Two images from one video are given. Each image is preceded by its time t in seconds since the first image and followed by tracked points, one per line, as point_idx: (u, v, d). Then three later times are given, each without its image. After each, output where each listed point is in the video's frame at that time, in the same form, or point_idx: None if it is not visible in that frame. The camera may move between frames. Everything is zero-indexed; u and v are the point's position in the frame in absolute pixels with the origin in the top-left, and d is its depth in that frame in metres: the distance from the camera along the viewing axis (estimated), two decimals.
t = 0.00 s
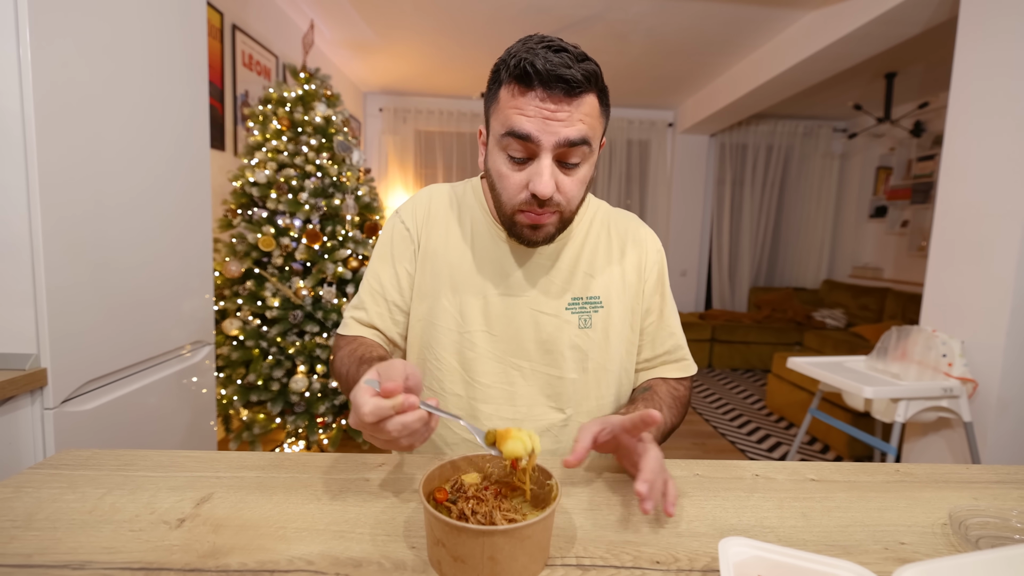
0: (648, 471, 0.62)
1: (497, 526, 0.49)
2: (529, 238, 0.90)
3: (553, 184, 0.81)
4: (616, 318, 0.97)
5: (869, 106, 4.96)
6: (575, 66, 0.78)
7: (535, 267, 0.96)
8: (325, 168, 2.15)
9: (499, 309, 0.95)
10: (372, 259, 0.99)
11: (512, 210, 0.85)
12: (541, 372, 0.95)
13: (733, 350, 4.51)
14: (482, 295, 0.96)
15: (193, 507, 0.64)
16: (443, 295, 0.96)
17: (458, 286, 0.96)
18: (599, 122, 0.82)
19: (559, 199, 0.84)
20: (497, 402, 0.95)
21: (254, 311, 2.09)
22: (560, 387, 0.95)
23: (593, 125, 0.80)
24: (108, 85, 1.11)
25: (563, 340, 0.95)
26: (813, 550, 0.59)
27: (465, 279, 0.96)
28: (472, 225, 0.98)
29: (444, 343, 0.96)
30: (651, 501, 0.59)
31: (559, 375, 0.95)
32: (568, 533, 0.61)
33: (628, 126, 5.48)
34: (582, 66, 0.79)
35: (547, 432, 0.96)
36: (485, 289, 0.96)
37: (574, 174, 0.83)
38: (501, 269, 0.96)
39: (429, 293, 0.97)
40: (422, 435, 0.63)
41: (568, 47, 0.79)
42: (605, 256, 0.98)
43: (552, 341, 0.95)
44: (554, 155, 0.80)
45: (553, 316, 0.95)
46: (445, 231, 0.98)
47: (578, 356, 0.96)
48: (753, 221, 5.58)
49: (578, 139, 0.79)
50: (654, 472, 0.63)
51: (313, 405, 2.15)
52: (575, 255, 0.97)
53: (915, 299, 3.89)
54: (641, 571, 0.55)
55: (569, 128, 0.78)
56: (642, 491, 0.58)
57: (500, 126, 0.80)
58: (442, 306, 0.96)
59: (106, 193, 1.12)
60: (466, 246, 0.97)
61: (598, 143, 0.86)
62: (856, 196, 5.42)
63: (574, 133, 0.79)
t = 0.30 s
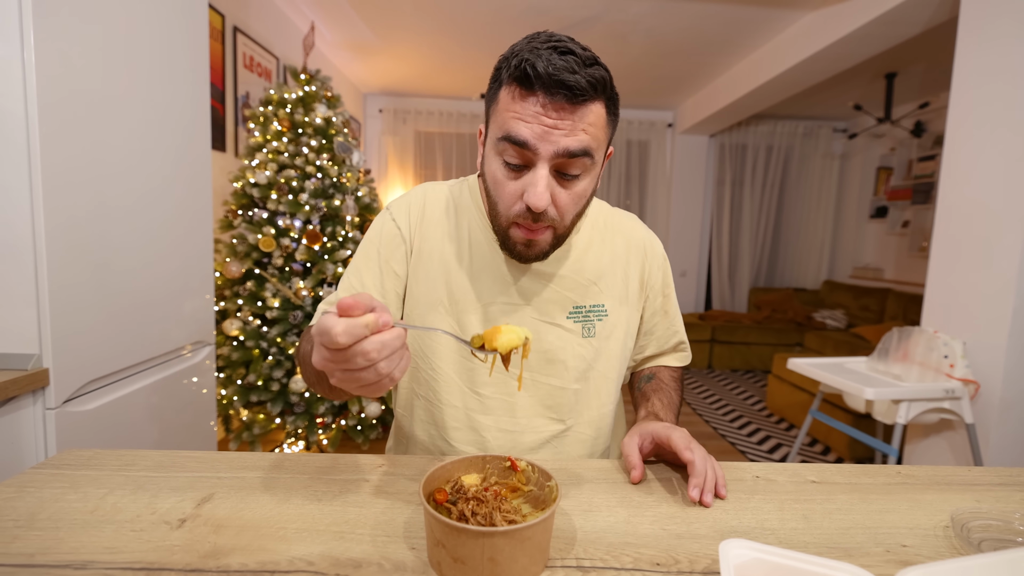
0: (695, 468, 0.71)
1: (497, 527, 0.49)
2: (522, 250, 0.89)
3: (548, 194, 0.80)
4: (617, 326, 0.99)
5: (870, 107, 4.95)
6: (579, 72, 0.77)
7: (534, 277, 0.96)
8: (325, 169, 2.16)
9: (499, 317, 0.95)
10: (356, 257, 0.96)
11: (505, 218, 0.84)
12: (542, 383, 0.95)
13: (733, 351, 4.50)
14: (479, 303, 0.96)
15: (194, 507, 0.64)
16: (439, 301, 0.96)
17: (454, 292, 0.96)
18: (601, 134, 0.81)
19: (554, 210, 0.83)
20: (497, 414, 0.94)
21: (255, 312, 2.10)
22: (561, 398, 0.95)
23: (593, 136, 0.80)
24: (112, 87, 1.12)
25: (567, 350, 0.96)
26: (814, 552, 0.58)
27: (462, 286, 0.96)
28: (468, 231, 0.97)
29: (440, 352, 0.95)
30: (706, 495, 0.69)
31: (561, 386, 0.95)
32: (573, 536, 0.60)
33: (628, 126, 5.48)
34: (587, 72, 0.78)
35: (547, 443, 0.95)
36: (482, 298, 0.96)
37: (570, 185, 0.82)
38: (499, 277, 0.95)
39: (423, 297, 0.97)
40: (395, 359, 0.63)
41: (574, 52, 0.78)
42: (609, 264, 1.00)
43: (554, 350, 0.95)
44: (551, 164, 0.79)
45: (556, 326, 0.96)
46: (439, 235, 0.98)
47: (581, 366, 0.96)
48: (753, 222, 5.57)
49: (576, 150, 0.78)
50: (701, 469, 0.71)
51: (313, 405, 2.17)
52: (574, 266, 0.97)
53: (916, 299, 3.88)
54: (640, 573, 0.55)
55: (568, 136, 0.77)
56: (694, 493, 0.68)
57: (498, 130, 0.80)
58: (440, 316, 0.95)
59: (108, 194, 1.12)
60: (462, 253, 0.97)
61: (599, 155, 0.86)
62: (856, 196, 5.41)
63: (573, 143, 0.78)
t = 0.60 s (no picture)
0: (682, 471, 0.70)
1: (494, 524, 0.49)
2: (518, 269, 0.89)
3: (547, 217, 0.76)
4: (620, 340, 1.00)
5: (870, 108, 4.96)
6: (589, 86, 0.70)
7: (537, 291, 0.94)
8: (324, 167, 2.16)
9: (503, 333, 0.94)
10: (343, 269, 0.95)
11: (502, 235, 0.81)
12: (544, 401, 0.95)
13: (733, 350, 4.51)
14: (480, 318, 0.94)
15: (192, 505, 0.64)
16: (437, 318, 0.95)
17: (453, 307, 0.95)
18: (609, 154, 0.75)
19: (552, 232, 0.80)
20: (497, 431, 0.94)
21: (254, 310, 2.10)
22: (565, 415, 0.96)
23: (600, 158, 0.74)
24: (107, 82, 1.11)
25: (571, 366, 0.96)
26: (810, 549, 0.59)
27: (461, 301, 0.94)
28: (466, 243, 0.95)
29: (441, 370, 0.94)
30: (696, 495, 0.69)
31: (565, 403, 0.95)
32: (573, 533, 0.60)
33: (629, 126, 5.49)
34: (598, 85, 0.71)
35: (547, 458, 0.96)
36: (482, 315, 0.94)
37: (572, 206, 0.77)
38: (501, 292, 0.94)
39: (418, 314, 0.95)
40: (395, 433, 0.59)
41: (584, 60, 0.71)
42: (613, 274, 0.99)
43: (557, 366, 0.95)
44: (551, 185, 0.74)
45: (560, 342, 0.95)
46: (434, 247, 0.96)
47: (585, 381, 0.97)
48: (753, 222, 5.59)
49: (579, 173, 0.73)
50: (688, 472, 0.70)
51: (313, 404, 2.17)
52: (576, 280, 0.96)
53: (914, 300, 3.90)
54: (637, 569, 0.55)
55: (570, 157, 0.72)
56: (682, 498, 0.68)
57: (496, 144, 0.74)
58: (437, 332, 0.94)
59: (104, 190, 1.12)
60: (461, 267, 0.95)
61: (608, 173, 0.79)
62: (856, 197, 5.43)
63: (577, 165, 0.73)
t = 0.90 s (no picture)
0: (682, 473, 0.70)
1: (494, 524, 0.49)
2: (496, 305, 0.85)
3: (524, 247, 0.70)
4: (620, 355, 0.99)
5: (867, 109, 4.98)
6: (564, 101, 0.64)
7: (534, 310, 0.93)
8: (324, 166, 2.15)
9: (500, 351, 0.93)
10: (326, 284, 0.93)
11: (480, 263, 0.76)
12: (542, 421, 0.95)
13: (731, 350, 4.53)
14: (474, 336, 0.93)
15: (188, 507, 0.64)
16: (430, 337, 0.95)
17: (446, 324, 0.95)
18: (591, 176, 0.69)
19: (532, 261, 0.74)
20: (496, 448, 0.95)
21: (253, 310, 2.09)
22: (562, 434, 0.96)
23: (579, 180, 0.68)
24: (103, 79, 1.10)
25: (570, 384, 0.95)
26: (809, 548, 0.59)
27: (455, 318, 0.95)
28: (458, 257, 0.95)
29: (436, 387, 0.95)
30: (696, 496, 0.68)
31: (562, 422, 0.96)
32: (574, 533, 0.60)
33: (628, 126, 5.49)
34: (576, 100, 0.65)
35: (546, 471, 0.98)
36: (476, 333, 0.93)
37: (554, 232, 0.72)
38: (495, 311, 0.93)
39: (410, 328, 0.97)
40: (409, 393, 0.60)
41: (560, 73, 0.65)
42: (613, 289, 0.98)
43: (554, 386, 0.95)
44: (527, 212, 0.69)
45: (560, 362, 0.95)
46: (425, 260, 0.96)
47: (585, 399, 0.97)
48: (752, 222, 5.60)
49: (557, 198, 0.67)
50: (688, 473, 0.70)
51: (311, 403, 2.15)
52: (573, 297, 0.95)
53: (911, 301, 3.92)
54: (636, 570, 0.55)
55: (547, 181, 0.66)
56: (681, 499, 0.67)
57: (468, 168, 0.69)
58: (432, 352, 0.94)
59: (100, 189, 1.11)
60: (456, 284, 0.94)
61: (595, 197, 0.73)
62: (853, 198, 5.45)
63: (555, 189, 0.67)
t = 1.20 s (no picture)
0: (682, 468, 0.71)
1: (494, 516, 0.49)
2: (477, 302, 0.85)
3: (493, 241, 0.68)
4: (621, 356, 1.00)
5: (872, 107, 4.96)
6: (521, 79, 0.63)
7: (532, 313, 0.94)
8: (326, 164, 2.15)
9: (498, 354, 0.94)
10: (318, 284, 0.93)
11: (455, 262, 0.76)
12: (542, 425, 0.96)
13: (733, 349, 4.52)
14: (471, 339, 0.94)
15: (193, 498, 0.65)
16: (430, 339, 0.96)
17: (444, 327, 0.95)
18: (559, 158, 0.67)
19: (506, 259, 0.72)
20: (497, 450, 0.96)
21: (255, 308, 2.10)
22: (563, 437, 0.97)
23: (545, 161, 0.66)
24: (106, 77, 1.12)
25: (571, 388, 0.96)
26: (807, 541, 0.59)
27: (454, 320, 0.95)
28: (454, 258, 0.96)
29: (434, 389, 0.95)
30: (696, 490, 0.69)
31: (562, 425, 0.96)
32: (580, 525, 0.61)
33: (631, 125, 5.48)
34: (535, 79, 0.64)
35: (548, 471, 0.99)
36: (472, 336, 0.93)
37: (528, 225, 0.71)
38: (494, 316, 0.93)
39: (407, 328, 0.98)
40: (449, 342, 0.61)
41: (520, 53, 0.65)
42: (613, 290, 0.98)
43: (555, 390, 0.95)
44: (494, 203, 0.68)
45: (560, 367, 0.95)
46: (421, 261, 0.97)
47: (585, 402, 0.97)
48: (755, 221, 5.59)
49: (521, 182, 0.66)
50: (688, 468, 0.71)
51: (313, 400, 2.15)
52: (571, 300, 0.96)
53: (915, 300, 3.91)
54: (636, 562, 0.55)
55: (510, 167, 0.65)
56: (680, 493, 0.68)
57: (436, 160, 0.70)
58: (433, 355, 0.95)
59: (103, 186, 1.12)
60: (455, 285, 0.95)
61: (571, 187, 0.70)
62: (857, 196, 5.43)
63: (517, 173, 0.66)
